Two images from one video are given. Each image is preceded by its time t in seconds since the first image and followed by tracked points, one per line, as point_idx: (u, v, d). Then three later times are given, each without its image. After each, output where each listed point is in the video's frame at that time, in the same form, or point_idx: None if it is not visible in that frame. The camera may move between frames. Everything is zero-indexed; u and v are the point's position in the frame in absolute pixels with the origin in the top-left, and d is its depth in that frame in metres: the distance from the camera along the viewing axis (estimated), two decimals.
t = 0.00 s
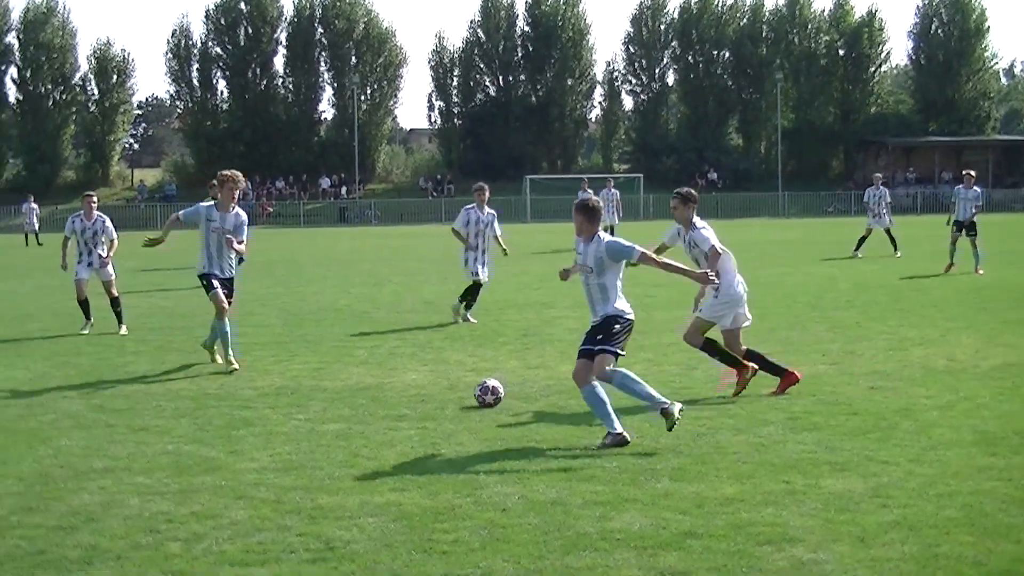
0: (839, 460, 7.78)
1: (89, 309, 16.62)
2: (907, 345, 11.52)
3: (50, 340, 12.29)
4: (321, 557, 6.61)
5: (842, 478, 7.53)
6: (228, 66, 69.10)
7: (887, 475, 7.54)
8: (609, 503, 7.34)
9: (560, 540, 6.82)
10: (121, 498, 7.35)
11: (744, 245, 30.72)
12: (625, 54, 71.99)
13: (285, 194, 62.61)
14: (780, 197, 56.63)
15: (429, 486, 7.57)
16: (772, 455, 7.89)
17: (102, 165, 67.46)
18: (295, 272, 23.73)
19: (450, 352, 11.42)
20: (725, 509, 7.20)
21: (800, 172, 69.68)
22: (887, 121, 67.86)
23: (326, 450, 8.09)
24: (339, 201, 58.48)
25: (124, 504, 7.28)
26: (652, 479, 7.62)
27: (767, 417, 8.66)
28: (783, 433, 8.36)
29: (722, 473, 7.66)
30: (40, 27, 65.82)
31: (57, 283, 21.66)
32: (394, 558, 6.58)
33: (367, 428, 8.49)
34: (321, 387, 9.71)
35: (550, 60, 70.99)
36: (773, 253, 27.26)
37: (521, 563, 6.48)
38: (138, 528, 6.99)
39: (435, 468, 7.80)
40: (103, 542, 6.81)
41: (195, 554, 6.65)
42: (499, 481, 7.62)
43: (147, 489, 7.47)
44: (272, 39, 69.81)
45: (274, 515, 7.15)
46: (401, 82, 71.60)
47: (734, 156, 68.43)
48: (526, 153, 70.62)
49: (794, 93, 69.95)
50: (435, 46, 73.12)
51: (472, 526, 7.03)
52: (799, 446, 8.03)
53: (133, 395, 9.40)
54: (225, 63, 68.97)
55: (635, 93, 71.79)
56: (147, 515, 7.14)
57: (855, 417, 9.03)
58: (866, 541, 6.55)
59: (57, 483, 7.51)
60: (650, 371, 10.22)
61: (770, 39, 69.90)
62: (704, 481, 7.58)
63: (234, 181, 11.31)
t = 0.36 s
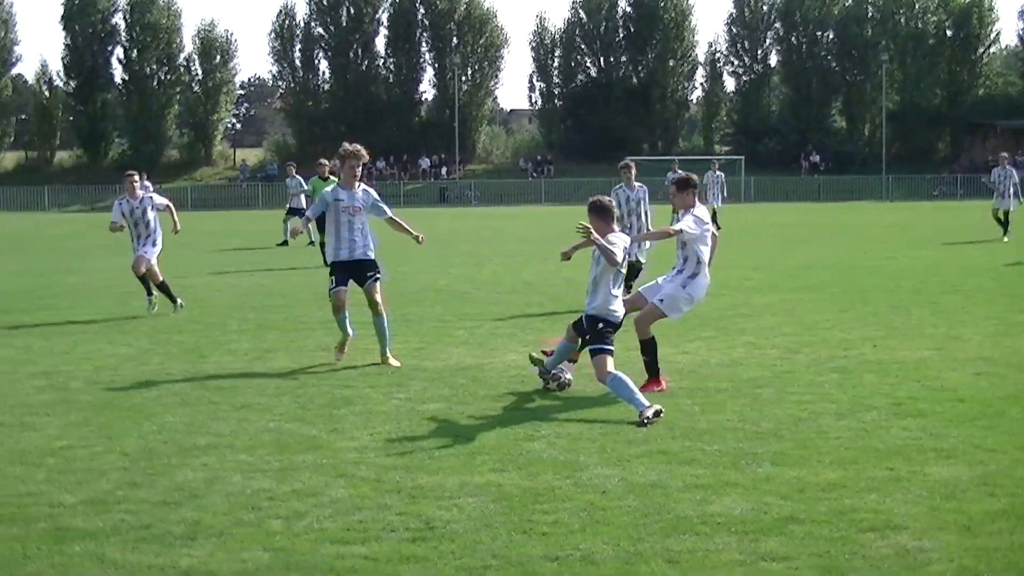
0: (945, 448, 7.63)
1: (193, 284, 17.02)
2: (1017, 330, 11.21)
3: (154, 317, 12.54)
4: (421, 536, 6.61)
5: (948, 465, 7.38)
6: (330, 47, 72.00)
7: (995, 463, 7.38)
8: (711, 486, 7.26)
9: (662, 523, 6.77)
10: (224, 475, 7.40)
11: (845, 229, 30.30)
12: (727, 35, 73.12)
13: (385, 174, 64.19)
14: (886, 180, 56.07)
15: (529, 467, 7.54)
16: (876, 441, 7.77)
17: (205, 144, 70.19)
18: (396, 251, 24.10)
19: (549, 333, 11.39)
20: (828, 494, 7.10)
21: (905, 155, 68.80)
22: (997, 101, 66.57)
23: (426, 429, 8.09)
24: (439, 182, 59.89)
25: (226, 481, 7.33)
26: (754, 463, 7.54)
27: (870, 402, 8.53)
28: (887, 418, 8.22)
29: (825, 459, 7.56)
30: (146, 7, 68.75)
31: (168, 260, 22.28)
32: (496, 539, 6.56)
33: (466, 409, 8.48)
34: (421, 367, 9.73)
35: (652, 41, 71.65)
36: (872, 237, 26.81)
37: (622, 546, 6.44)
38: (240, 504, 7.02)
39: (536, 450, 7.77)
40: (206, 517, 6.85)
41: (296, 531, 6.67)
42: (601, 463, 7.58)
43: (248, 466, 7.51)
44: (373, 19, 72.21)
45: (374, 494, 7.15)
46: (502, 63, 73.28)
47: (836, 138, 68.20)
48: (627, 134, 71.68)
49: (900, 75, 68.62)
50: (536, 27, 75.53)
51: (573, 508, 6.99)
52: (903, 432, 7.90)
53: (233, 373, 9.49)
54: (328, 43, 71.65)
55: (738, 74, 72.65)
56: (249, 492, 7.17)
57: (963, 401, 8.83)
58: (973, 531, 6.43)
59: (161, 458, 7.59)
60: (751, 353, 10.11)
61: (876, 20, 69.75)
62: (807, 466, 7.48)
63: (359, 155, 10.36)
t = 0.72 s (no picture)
0: (996, 434, 7.58)
1: (243, 269, 17.16)
2: None
3: (204, 302, 12.60)
4: (470, 522, 6.58)
5: (1000, 452, 7.31)
6: (380, 33, 73.58)
7: None
8: (761, 472, 7.22)
9: (712, 509, 6.73)
10: (272, 461, 7.38)
11: (892, 214, 30.12)
12: (779, 20, 73.96)
13: (435, 160, 65.21)
14: (935, 163, 56.51)
15: (579, 453, 7.51)
16: (928, 428, 7.72)
17: (254, 130, 71.73)
18: (447, 236, 24.27)
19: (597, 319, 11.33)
20: (879, 480, 7.05)
21: (958, 140, 68.90)
22: None
23: (475, 417, 8.07)
24: (490, 167, 60.95)
25: (274, 466, 7.31)
26: (804, 449, 7.50)
27: (921, 388, 8.48)
28: (938, 404, 8.16)
29: (875, 445, 7.51)
30: None
31: (222, 245, 22.46)
32: (545, 525, 6.53)
33: (514, 396, 8.46)
34: (470, 354, 9.72)
35: (702, 27, 72.12)
36: (921, 222, 26.61)
37: (672, 532, 6.40)
38: (289, 490, 7.01)
39: (586, 436, 7.74)
40: (255, 502, 6.84)
41: (345, 517, 6.65)
42: (650, 449, 7.56)
43: (296, 453, 7.50)
44: (422, 5, 73.96)
45: (422, 480, 7.13)
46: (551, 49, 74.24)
47: (887, 123, 68.26)
48: (676, 119, 72.28)
49: (951, 59, 68.27)
50: (586, 14, 76.76)
51: (623, 494, 6.95)
52: (954, 419, 7.85)
53: (281, 358, 9.49)
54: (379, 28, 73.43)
55: (788, 59, 73.52)
56: (297, 479, 7.14)
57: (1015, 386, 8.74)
58: None
59: (211, 444, 7.59)
60: (801, 338, 10.06)
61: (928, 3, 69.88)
62: (857, 452, 7.43)
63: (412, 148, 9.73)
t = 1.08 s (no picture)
0: None
1: (265, 264, 17.19)
2: None
3: (226, 298, 12.60)
4: (496, 515, 6.57)
5: None
6: (400, 27, 74.24)
7: None
8: (787, 463, 7.20)
9: (739, 500, 6.71)
10: (298, 455, 7.38)
11: (915, 203, 29.93)
12: (799, 10, 73.70)
13: (456, 154, 65.31)
14: (958, 152, 56.19)
15: (604, 445, 7.50)
16: (954, 417, 7.67)
17: (276, 127, 71.74)
18: (468, 229, 24.24)
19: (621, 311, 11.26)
20: (906, 470, 7.01)
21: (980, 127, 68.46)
22: None
23: (500, 409, 8.07)
24: (511, 160, 60.86)
25: (300, 461, 7.31)
26: (830, 439, 7.47)
27: (947, 376, 8.45)
28: (964, 394, 8.11)
29: (902, 435, 7.48)
30: None
31: (244, 241, 22.47)
32: (571, 518, 6.52)
33: (538, 388, 8.45)
34: (493, 346, 9.71)
35: (722, 17, 72.28)
36: (944, 211, 26.41)
37: (698, 523, 6.38)
38: (314, 485, 7.01)
39: (611, 428, 7.72)
40: (281, 497, 6.85)
41: (372, 511, 6.65)
42: (675, 441, 7.54)
43: (321, 448, 7.50)
44: None
45: (448, 474, 7.13)
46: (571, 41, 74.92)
47: (909, 111, 67.94)
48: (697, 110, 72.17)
49: (974, 46, 67.94)
50: (605, 6, 76.94)
51: (648, 485, 6.94)
52: (980, 408, 7.81)
53: (304, 353, 9.50)
54: (398, 22, 74.35)
55: (809, 48, 73.34)
56: (323, 473, 7.15)
57: None
58: None
59: (236, 439, 7.60)
60: (824, 329, 10.02)
61: None
62: (884, 443, 7.40)
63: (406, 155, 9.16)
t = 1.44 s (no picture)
0: None
1: (305, 263, 17.24)
2: None
3: (266, 297, 12.63)
4: (538, 514, 6.55)
5: None
6: (438, 26, 74.36)
7: None
8: (831, 461, 7.16)
9: (781, 499, 6.68)
10: (340, 454, 7.40)
11: (957, 200, 29.63)
12: (839, 6, 73.35)
13: (495, 153, 65.57)
14: (1002, 149, 55.75)
15: (645, 444, 7.48)
16: (997, 415, 7.62)
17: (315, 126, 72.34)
18: (507, 228, 24.24)
19: (662, 309, 11.20)
20: (949, 469, 6.96)
21: None
22: None
23: (541, 408, 8.06)
24: (551, 158, 60.94)
25: (342, 460, 7.31)
26: (873, 438, 7.43)
27: (992, 374, 8.38)
28: (1010, 392, 8.02)
29: (946, 433, 7.43)
30: None
31: (284, 240, 22.54)
32: (614, 516, 6.50)
33: (580, 387, 8.42)
34: (533, 345, 9.69)
35: (761, 14, 71.89)
36: (985, 208, 26.17)
37: (741, 522, 6.36)
38: (357, 483, 7.01)
39: (652, 427, 7.71)
40: (323, 496, 6.85)
41: (414, 510, 6.65)
42: (717, 440, 7.51)
43: (363, 446, 7.50)
44: None
45: (490, 473, 7.11)
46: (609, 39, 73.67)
47: (950, 106, 67.60)
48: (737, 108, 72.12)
49: (1017, 41, 67.37)
50: (645, 3, 76.89)
51: (690, 484, 6.91)
52: None
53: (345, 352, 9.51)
54: (436, 21, 74.52)
55: (849, 44, 73.00)
56: (364, 472, 7.15)
57: None
58: None
59: (278, 438, 7.62)
60: (866, 327, 9.95)
61: None
62: (927, 441, 7.35)
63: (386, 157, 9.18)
